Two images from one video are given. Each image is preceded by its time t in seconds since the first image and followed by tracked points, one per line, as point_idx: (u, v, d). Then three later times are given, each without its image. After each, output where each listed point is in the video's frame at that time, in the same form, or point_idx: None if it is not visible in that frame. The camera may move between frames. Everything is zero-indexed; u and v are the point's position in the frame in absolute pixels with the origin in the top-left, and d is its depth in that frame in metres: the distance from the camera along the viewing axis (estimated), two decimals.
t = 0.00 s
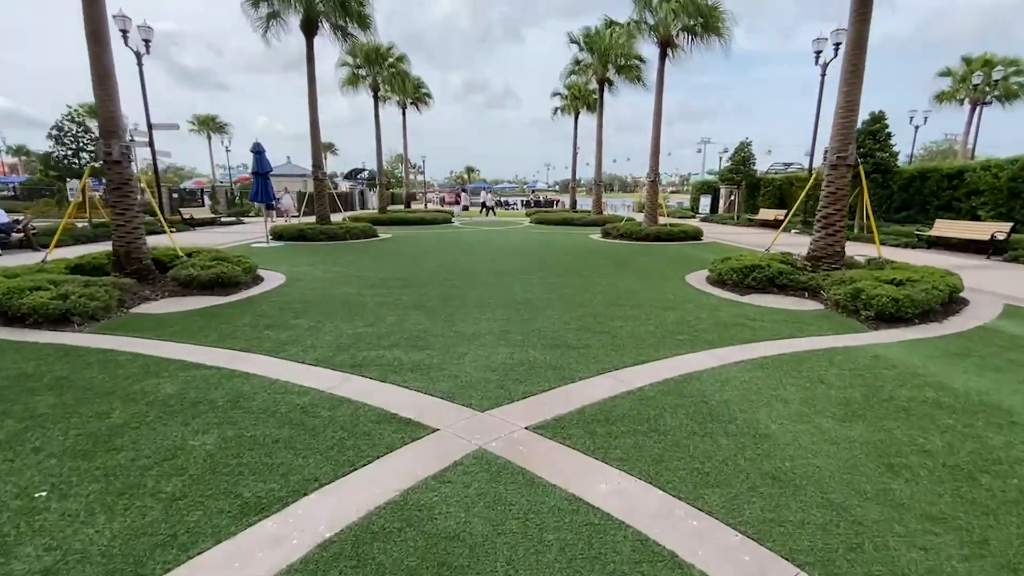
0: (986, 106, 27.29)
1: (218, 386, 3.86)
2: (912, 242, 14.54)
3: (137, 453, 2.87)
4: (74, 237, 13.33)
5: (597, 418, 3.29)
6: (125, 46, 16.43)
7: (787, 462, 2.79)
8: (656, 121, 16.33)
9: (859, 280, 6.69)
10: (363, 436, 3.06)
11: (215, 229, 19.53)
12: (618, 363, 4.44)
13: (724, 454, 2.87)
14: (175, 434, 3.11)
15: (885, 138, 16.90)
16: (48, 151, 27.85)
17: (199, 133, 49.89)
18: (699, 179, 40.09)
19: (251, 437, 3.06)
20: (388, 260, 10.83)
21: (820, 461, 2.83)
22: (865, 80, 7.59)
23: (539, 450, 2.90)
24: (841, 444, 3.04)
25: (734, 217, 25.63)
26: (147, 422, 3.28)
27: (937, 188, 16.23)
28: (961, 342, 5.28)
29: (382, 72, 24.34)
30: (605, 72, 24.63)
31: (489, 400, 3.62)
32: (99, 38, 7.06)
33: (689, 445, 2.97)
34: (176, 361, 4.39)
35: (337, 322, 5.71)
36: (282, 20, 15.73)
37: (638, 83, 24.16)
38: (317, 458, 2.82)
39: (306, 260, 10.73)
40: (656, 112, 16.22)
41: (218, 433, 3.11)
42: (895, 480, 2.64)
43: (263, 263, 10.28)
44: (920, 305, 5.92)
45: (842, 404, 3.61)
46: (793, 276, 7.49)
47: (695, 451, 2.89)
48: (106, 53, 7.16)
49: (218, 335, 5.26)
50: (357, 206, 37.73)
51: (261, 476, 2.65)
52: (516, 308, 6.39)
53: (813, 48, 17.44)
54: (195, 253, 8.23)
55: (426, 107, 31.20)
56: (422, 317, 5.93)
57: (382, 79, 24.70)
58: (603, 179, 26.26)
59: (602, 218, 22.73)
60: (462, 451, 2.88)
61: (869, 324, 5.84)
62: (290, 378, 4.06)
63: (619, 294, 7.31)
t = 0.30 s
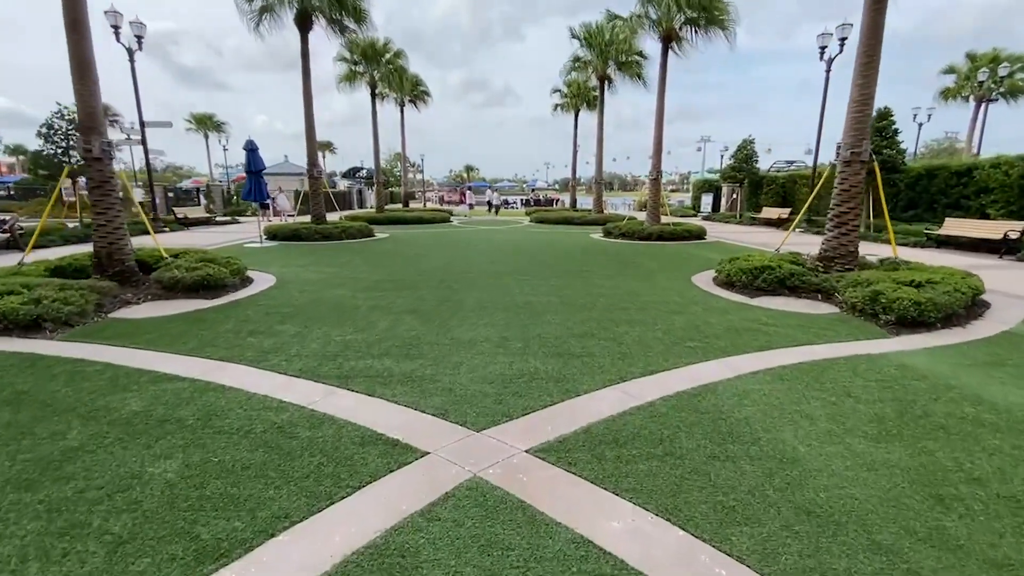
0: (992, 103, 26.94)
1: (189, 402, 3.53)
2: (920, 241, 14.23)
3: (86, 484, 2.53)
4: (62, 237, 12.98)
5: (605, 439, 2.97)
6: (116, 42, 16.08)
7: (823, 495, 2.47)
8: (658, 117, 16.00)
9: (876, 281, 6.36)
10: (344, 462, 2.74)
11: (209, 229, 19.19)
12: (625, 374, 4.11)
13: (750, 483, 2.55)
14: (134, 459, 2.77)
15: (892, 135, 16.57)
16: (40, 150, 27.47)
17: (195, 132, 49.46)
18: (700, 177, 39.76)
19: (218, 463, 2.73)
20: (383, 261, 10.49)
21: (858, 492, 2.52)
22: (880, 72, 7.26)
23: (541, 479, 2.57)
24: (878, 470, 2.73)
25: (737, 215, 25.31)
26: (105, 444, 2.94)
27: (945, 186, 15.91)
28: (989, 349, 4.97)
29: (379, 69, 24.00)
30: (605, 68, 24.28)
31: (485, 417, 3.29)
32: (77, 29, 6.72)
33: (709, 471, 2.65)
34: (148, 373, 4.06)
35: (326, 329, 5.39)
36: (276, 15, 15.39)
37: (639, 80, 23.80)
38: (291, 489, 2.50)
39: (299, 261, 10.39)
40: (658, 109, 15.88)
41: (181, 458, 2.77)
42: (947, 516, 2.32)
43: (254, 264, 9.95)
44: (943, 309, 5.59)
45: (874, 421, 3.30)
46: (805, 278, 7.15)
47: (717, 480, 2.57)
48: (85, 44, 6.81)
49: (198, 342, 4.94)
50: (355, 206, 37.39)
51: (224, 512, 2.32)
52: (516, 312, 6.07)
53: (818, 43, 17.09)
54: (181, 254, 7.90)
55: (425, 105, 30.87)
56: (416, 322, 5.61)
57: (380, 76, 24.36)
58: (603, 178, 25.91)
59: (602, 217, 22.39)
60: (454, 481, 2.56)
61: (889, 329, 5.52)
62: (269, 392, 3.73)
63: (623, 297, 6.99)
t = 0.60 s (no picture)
0: (995, 101, 26.63)
1: (150, 426, 3.21)
2: (928, 241, 13.90)
3: (16, 529, 2.22)
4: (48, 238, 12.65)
5: (610, 472, 2.64)
6: (105, 37, 15.71)
7: (864, 544, 2.14)
8: (660, 115, 15.67)
9: (893, 286, 6.03)
10: (314, 501, 2.41)
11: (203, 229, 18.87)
12: (630, 390, 3.78)
13: (778, 528, 2.22)
14: (76, 498, 2.45)
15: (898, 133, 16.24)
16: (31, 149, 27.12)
17: (192, 130, 49.05)
18: (701, 176, 39.46)
19: (171, 503, 2.41)
20: (377, 262, 10.17)
21: (903, 538, 2.20)
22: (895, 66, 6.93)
23: (538, 524, 2.25)
24: (922, 510, 2.40)
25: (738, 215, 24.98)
26: (48, 478, 2.61)
27: (952, 185, 15.57)
28: (1017, 360, 4.65)
29: (376, 66, 23.64)
30: (606, 65, 23.94)
31: (476, 444, 2.96)
32: (49, 21, 6.37)
33: (730, 513, 2.32)
34: (111, 391, 3.73)
35: (310, 338, 5.05)
36: (269, 10, 15.04)
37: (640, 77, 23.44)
38: (250, 537, 2.17)
39: (290, 263, 10.05)
40: (659, 106, 15.55)
41: (129, 497, 2.45)
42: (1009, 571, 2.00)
43: (244, 265, 9.62)
44: (966, 316, 5.26)
45: (908, 448, 2.97)
46: (816, 281, 6.83)
47: (741, 524, 2.24)
48: (58, 37, 6.47)
49: (171, 354, 4.61)
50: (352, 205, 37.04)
51: (168, 569, 1.99)
52: (513, 318, 5.75)
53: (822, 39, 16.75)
54: (163, 257, 7.57)
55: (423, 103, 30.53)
56: (407, 330, 5.29)
57: (377, 73, 24.00)
58: (603, 176, 25.58)
59: (602, 217, 22.06)
60: (438, 527, 2.23)
61: (909, 338, 5.18)
62: (241, 413, 3.40)
63: (626, 302, 6.66)
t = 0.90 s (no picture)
0: (998, 100, 26.36)
1: (108, 451, 2.89)
2: (935, 241, 13.62)
3: None
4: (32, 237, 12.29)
5: (621, 509, 2.32)
6: (94, 32, 15.35)
7: None
8: (662, 112, 15.34)
9: (912, 289, 5.71)
10: (282, 547, 2.09)
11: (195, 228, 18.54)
12: (638, 406, 3.46)
13: None
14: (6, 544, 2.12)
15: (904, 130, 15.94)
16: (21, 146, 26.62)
17: (187, 128, 48.59)
18: (701, 175, 39.16)
19: (116, 549, 2.09)
20: (371, 263, 9.84)
21: None
22: (912, 59, 6.61)
23: None
24: (982, 556, 2.08)
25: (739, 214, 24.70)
26: None
27: (959, 184, 15.28)
28: None
29: (373, 62, 23.23)
30: (606, 62, 23.59)
31: (469, 472, 2.64)
32: (21, 9, 6.03)
33: (762, 561, 2.00)
34: (69, 409, 3.41)
35: (294, 346, 4.73)
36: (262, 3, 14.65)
37: (640, 74, 23.12)
38: None
39: (280, 264, 9.72)
40: (661, 103, 15.23)
41: (69, 541, 2.14)
42: None
43: (232, 266, 9.29)
44: (992, 322, 4.95)
45: (952, 475, 2.65)
46: (829, 284, 6.52)
47: None
48: (31, 26, 6.13)
49: (143, 364, 4.29)
50: (349, 204, 36.62)
51: None
52: (511, 324, 5.43)
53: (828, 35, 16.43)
54: (146, 258, 7.25)
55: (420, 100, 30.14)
56: (399, 337, 4.96)
57: (373, 70, 23.58)
58: (603, 175, 25.24)
59: (602, 215, 21.74)
60: None
61: (932, 345, 4.86)
62: (210, 434, 3.09)
63: (630, 306, 6.34)
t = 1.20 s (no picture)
0: (1001, 98, 26.14)
1: (53, 487, 2.52)
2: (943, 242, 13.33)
3: None
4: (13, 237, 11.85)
5: (646, 565, 1.97)
6: (80, 25, 14.91)
7: None
8: (663, 109, 15.00)
9: (938, 295, 5.38)
10: None
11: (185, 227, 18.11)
12: (655, 429, 3.11)
13: None
14: None
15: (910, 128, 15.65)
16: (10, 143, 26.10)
17: (181, 125, 48.05)
18: (700, 174, 38.87)
19: None
20: (364, 264, 9.48)
21: None
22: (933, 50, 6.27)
23: None
24: None
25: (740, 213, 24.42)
26: None
27: (966, 183, 15.00)
28: None
29: (369, 59, 22.83)
30: (605, 59, 23.25)
31: (466, 514, 2.29)
32: None
33: None
34: (19, 434, 3.04)
35: (277, 357, 4.37)
36: None
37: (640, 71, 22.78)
38: None
39: (269, 265, 9.34)
40: (663, 100, 14.88)
41: None
42: None
43: (220, 268, 8.91)
44: None
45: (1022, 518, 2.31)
46: (846, 289, 6.20)
47: None
48: (3, 13, 5.73)
49: (109, 379, 3.91)
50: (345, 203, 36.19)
51: None
52: (510, 332, 5.08)
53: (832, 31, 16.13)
54: (126, 260, 6.86)
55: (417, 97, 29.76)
56: (391, 347, 4.60)
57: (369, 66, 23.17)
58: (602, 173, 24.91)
59: (601, 215, 21.40)
60: None
61: (964, 356, 4.53)
62: (174, 465, 2.72)
63: (637, 311, 5.99)
